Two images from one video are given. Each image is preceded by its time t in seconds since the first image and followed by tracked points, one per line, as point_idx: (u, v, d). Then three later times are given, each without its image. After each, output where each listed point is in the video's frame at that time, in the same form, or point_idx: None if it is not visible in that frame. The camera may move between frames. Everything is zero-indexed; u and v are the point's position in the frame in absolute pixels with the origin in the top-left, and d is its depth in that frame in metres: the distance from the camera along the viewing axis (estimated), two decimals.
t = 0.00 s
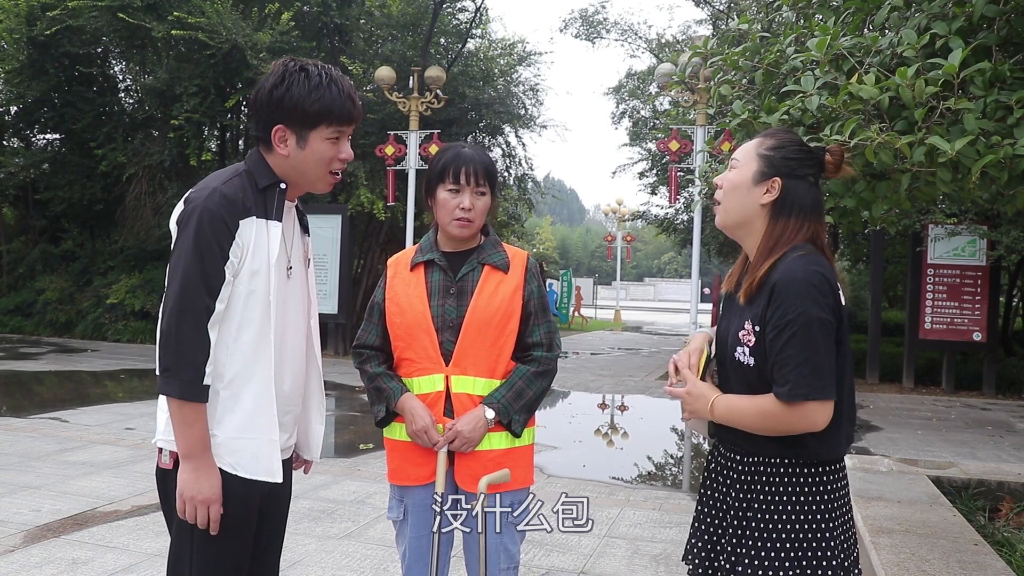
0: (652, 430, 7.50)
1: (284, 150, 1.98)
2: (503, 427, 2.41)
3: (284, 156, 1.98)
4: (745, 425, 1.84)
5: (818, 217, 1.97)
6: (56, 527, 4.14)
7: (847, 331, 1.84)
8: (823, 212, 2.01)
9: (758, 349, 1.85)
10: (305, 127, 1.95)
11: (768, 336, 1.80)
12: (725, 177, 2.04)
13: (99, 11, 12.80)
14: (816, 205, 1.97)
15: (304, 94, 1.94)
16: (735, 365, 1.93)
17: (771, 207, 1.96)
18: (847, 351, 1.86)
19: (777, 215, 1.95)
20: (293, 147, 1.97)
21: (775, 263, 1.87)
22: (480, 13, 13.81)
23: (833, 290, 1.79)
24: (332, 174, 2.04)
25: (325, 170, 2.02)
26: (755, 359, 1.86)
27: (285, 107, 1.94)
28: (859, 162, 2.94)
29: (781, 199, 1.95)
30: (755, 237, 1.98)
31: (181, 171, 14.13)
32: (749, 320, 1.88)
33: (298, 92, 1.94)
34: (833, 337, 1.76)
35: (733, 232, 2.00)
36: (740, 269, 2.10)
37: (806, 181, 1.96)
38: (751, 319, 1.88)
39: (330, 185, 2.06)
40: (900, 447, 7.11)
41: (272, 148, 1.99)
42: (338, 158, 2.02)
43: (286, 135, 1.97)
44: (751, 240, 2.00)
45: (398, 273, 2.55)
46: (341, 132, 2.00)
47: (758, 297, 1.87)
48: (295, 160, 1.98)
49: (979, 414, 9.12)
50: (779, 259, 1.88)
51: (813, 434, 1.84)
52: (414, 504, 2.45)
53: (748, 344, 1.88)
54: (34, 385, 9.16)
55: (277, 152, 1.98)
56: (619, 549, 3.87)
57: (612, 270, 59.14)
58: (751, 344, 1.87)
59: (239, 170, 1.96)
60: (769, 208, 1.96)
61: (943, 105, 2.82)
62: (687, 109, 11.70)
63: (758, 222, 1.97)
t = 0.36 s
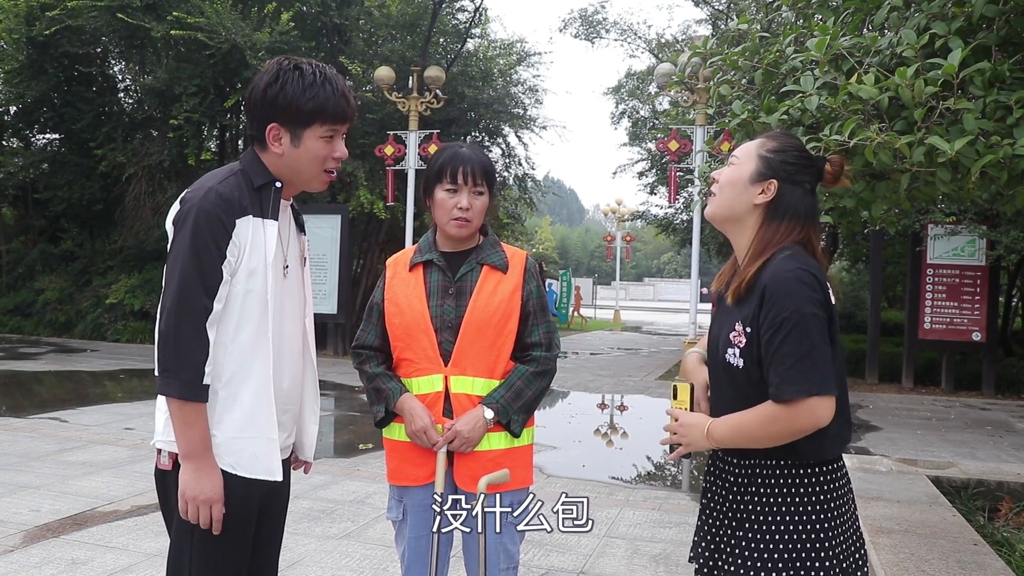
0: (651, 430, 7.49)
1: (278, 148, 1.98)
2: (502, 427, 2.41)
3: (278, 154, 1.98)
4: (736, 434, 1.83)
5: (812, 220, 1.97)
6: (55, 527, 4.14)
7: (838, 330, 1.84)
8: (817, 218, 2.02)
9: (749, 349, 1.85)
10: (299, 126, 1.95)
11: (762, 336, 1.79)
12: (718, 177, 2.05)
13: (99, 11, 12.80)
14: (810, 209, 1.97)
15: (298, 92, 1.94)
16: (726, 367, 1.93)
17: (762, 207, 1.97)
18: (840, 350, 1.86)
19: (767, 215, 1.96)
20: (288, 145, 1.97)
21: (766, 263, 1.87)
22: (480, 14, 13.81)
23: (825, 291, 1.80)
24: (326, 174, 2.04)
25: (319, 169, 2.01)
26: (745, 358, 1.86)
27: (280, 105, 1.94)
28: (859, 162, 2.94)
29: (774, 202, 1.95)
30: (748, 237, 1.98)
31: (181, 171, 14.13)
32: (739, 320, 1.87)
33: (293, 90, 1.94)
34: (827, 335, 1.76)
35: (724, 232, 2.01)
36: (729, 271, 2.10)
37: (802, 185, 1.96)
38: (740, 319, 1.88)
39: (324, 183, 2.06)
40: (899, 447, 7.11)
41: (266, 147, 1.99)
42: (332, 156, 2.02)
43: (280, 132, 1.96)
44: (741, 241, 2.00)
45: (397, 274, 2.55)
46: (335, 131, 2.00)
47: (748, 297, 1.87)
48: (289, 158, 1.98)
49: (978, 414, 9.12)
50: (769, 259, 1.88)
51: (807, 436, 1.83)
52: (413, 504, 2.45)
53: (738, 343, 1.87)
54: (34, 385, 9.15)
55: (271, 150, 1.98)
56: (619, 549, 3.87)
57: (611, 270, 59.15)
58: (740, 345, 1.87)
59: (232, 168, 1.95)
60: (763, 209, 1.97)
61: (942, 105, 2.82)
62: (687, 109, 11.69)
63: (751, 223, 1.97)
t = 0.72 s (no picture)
0: (650, 430, 7.50)
1: (276, 148, 1.98)
2: (503, 429, 2.41)
3: (276, 154, 1.98)
4: (732, 436, 1.84)
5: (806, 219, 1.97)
6: (55, 527, 4.14)
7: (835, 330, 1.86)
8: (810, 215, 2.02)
9: (743, 347, 1.85)
10: (299, 125, 1.95)
11: (760, 335, 1.80)
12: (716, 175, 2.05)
13: (99, 11, 12.81)
14: (802, 208, 1.97)
15: (296, 93, 1.94)
16: (719, 365, 1.93)
17: (759, 207, 1.96)
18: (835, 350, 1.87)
19: (766, 216, 1.95)
20: (285, 146, 1.97)
21: (764, 264, 1.87)
22: (479, 14, 13.82)
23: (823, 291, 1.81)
24: (324, 174, 2.04)
25: (316, 169, 2.01)
26: (741, 356, 1.86)
27: (277, 105, 1.94)
28: (859, 162, 2.94)
29: (768, 199, 1.95)
30: (743, 234, 1.98)
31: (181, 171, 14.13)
32: (735, 317, 1.88)
33: (291, 90, 1.94)
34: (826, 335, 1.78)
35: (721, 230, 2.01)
36: (725, 270, 2.11)
37: (795, 182, 1.96)
38: (737, 316, 1.88)
39: (322, 183, 2.06)
40: (899, 447, 7.11)
41: (264, 147, 1.98)
42: (330, 156, 2.02)
43: (278, 132, 1.96)
44: (738, 239, 2.00)
45: (398, 274, 2.55)
46: (332, 131, 2.00)
47: (746, 296, 1.87)
48: (287, 159, 1.98)
49: (978, 414, 9.12)
50: (767, 259, 1.88)
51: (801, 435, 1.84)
52: (413, 505, 2.45)
53: (732, 339, 1.87)
54: (34, 385, 9.15)
55: (269, 150, 1.98)
56: (619, 549, 3.87)
57: (611, 270, 59.17)
58: (734, 340, 1.87)
59: (229, 167, 1.95)
60: (758, 207, 1.97)
61: (942, 105, 2.82)
62: (687, 109, 11.69)
63: (746, 220, 1.98)
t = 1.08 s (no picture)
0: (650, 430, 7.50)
1: (274, 148, 1.98)
2: (503, 428, 2.41)
3: (274, 154, 1.98)
4: (721, 442, 1.85)
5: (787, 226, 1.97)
6: (55, 527, 4.14)
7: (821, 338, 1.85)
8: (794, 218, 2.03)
9: (730, 359, 1.87)
10: (296, 125, 1.95)
11: (741, 347, 1.81)
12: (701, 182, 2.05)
13: (98, 11, 12.81)
14: (785, 213, 1.97)
15: (294, 92, 1.94)
16: (709, 372, 1.95)
17: (743, 215, 1.97)
18: (821, 358, 1.86)
19: (750, 224, 1.95)
20: (283, 146, 1.97)
21: (745, 275, 1.88)
22: (479, 14, 13.83)
23: (804, 303, 1.80)
24: (323, 173, 2.04)
25: (314, 169, 2.01)
26: (725, 366, 1.88)
27: (275, 104, 1.94)
28: (859, 162, 2.94)
29: (753, 206, 1.95)
30: (726, 243, 2.00)
31: (181, 171, 14.14)
32: (721, 329, 1.89)
33: (289, 90, 1.94)
34: (803, 349, 1.77)
35: (706, 238, 2.01)
36: (714, 275, 2.12)
37: (778, 188, 1.97)
38: (722, 326, 1.89)
39: (320, 182, 2.06)
40: (899, 447, 7.11)
41: (261, 147, 1.98)
42: (328, 156, 2.02)
43: (275, 132, 1.96)
44: (724, 247, 2.01)
45: (400, 274, 2.55)
46: (330, 131, 2.00)
47: (731, 308, 1.88)
48: (285, 159, 1.98)
49: (977, 414, 9.12)
50: (750, 271, 1.88)
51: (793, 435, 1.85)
52: (414, 504, 2.45)
53: (719, 351, 1.89)
54: (33, 386, 9.15)
55: (267, 151, 1.98)
56: (619, 549, 3.87)
57: (610, 270, 59.21)
58: (722, 353, 1.88)
59: (222, 170, 1.96)
60: (743, 216, 1.97)
61: (942, 106, 2.83)
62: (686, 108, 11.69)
63: (730, 229, 1.98)
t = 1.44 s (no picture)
0: (650, 430, 7.50)
1: (274, 148, 1.98)
2: (503, 427, 2.41)
3: (274, 153, 1.98)
4: (713, 443, 1.86)
5: (778, 229, 1.98)
6: (55, 527, 4.14)
7: (813, 342, 1.84)
8: (789, 219, 2.02)
9: (721, 359, 1.88)
10: (298, 126, 1.95)
11: (728, 348, 1.82)
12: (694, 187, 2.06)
13: (98, 11, 12.81)
14: (775, 215, 1.97)
15: (299, 92, 1.94)
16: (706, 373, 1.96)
17: (738, 221, 1.97)
18: (813, 362, 1.85)
19: (743, 228, 1.96)
20: (283, 145, 1.97)
21: (737, 279, 1.89)
22: (479, 14, 13.83)
23: (791, 306, 1.79)
24: (322, 175, 2.05)
25: (314, 170, 2.02)
26: (718, 366, 1.89)
27: (278, 104, 1.94)
28: (859, 163, 2.94)
29: (746, 212, 1.96)
30: (721, 247, 2.00)
31: (180, 171, 14.14)
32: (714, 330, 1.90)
33: (293, 90, 1.94)
34: (788, 353, 1.76)
35: (700, 242, 2.02)
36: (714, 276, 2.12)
37: (768, 191, 1.97)
38: (715, 327, 1.90)
39: (319, 184, 2.06)
40: (898, 447, 7.12)
41: (262, 146, 1.98)
42: (328, 158, 2.02)
43: (276, 132, 1.96)
44: (720, 251, 2.01)
45: (402, 273, 2.55)
46: (331, 133, 2.00)
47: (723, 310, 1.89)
48: (286, 159, 1.98)
49: (977, 414, 9.13)
50: (741, 275, 1.89)
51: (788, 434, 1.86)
52: (414, 503, 2.45)
53: (712, 351, 1.91)
54: (33, 386, 9.15)
55: (267, 150, 1.98)
56: (618, 549, 3.87)
57: (610, 270, 59.22)
58: (714, 352, 1.90)
59: (221, 169, 1.96)
60: (738, 221, 1.97)
61: (942, 106, 2.83)
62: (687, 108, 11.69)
63: (725, 236, 1.98)
